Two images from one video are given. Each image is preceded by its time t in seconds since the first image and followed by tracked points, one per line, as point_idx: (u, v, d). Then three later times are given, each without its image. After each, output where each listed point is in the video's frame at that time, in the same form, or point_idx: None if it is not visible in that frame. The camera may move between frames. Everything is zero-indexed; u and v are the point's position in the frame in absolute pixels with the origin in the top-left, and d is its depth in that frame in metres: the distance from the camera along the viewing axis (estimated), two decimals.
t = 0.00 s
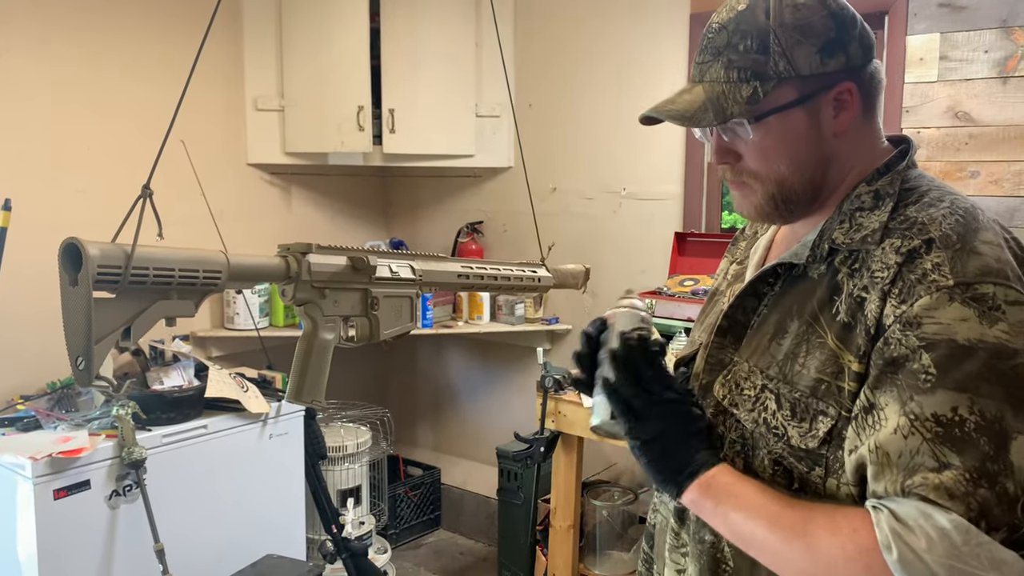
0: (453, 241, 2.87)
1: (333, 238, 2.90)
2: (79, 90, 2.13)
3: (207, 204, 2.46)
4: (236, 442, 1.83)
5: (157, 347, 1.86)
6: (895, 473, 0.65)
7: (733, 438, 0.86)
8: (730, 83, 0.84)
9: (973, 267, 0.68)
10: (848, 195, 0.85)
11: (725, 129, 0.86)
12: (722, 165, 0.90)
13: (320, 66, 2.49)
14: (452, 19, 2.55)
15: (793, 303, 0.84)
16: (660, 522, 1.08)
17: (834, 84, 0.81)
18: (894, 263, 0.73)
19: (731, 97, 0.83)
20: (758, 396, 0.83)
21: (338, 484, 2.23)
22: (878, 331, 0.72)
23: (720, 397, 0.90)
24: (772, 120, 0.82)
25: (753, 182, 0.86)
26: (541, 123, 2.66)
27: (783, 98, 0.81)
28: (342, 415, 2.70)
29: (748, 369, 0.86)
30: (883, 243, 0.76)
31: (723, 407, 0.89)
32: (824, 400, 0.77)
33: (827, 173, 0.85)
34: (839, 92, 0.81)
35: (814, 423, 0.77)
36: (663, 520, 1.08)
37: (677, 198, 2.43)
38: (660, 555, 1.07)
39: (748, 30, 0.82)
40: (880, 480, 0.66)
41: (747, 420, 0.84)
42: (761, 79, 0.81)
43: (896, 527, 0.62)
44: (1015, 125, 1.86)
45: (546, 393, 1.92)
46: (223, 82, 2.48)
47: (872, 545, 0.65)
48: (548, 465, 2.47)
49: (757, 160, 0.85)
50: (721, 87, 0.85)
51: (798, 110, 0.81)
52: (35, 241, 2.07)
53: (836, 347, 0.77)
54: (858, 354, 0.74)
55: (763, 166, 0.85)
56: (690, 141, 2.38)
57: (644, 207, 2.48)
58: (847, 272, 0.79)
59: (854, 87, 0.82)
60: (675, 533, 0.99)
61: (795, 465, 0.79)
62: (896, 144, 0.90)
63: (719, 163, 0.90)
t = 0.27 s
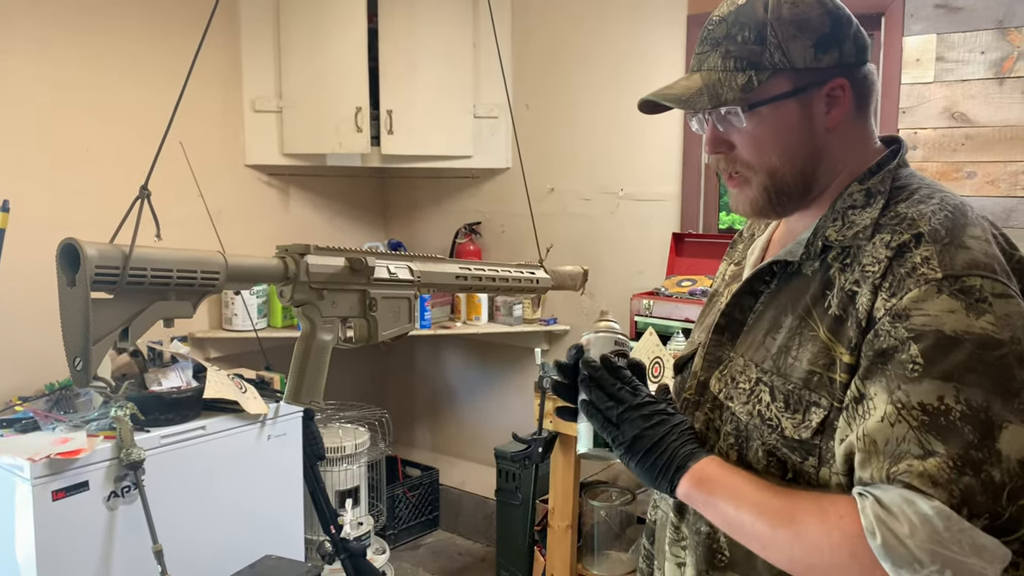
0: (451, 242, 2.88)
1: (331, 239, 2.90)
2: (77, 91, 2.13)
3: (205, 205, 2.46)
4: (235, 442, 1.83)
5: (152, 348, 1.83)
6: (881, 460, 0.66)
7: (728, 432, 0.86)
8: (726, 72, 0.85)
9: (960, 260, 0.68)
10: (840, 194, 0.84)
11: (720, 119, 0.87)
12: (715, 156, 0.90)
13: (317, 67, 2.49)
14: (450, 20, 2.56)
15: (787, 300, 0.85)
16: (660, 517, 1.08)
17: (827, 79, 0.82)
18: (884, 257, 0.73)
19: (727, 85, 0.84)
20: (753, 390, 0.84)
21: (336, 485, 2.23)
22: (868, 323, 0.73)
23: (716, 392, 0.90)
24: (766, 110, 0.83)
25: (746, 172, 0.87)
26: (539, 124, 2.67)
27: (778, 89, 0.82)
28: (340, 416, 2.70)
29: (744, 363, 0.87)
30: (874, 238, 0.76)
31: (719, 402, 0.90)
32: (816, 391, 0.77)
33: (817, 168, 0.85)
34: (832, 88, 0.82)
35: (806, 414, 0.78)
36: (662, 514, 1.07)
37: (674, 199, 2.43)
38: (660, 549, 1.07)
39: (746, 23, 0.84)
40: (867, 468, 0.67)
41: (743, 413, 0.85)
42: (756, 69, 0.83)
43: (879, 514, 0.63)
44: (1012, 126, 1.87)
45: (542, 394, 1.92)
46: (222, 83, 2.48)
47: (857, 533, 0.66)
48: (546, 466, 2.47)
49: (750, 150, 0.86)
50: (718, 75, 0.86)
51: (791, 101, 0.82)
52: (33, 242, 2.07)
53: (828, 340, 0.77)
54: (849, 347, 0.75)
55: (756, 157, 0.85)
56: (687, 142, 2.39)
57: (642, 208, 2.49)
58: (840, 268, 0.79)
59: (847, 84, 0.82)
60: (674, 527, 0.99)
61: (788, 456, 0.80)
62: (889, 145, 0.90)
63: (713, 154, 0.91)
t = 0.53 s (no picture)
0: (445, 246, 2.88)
1: (326, 244, 2.90)
2: (70, 96, 2.13)
3: (199, 210, 2.46)
4: (229, 447, 1.82)
5: (147, 354, 1.81)
6: (857, 448, 0.67)
7: (719, 430, 0.87)
8: (717, 76, 0.86)
9: (940, 257, 0.69)
10: (829, 196, 0.86)
11: (712, 121, 0.88)
12: (707, 157, 0.91)
13: (311, 72, 2.49)
14: (444, 24, 2.56)
15: (778, 301, 0.85)
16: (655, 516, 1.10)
17: (816, 85, 0.83)
18: (867, 256, 0.74)
19: (718, 88, 0.85)
20: (743, 387, 0.85)
21: (331, 489, 2.23)
22: (851, 319, 0.74)
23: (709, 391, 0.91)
24: (755, 113, 0.84)
25: (736, 174, 0.88)
26: (533, 128, 2.68)
27: (768, 93, 0.83)
28: (335, 420, 2.70)
29: (735, 363, 0.87)
30: (858, 238, 0.78)
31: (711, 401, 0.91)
32: (804, 387, 0.78)
33: (806, 170, 0.86)
34: (820, 93, 0.83)
35: (794, 411, 0.78)
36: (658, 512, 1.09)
37: (668, 202, 2.44)
38: (657, 547, 1.08)
39: (736, 28, 0.85)
40: (843, 455, 0.68)
41: (733, 411, 0.85)
42: (746, 73, 0.84)
43: (854, 498, 0.64)
44: (1003, 128, 1.89)
45: (538, 397, 1.92)
46: (215, 87, 2.48)
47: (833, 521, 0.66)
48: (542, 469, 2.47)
49: (741, 152, 0.87)
50: (710, 79, 0.86)
51: (780, 105, 0.83)
52: (26, 247, 2.07)
53: (815, 337, 0.78)
54: (834, 343, 0.75)
55: (746, 159, 0.86)
56: (681, 145, 2.40)
57: (636, 211, 2.50)
58: (826, 267, 0.80)
59: (835, 89, 0.83)
60: (670, 525, 1.01)
61: (777, 451, 0.80)
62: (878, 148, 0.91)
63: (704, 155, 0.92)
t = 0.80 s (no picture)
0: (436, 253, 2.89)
1: (317, 251, 2.90)
2: (61, 104, 2.13)
3: (190, 217, 2.46)
4: (221, 455, 1.82)
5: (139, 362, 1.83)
6: (773, 397, 0.69)
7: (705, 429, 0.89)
8: (699, 92, 0.86)
9: (900, 254, 0.71)
10: (812, 207, 0.87)
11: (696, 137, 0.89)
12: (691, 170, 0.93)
13: (303, 80, 2.50)
14: (434, 32, 2.58)
15: (759, 305, 0.88)
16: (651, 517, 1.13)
17: (795, 99, 0.84)
18: (834, 256, 0.77)
19: (700, 104, 0.86)
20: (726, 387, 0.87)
21: (322, 497, 2.23)
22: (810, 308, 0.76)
23: (699, 394, 0.93)
24: (737, 127, 0.85)
25: (720, 187, 0.90)
26: (524, 135, 2.69)
27: (748, 108, 0.84)
28: (327, 428, 2.70)
29: (721, 365, 0.90)
30: (831, 241, 0.80)
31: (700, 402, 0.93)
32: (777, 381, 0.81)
33: (787, 181, 0.88)
34: (799, 107, 0.84)
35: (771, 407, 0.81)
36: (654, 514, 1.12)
37: (658, 209, 2.46)
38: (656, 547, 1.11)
39: (716, 45, 0.85)
40: (757, 400, 0.71)
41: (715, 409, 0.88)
42: (727, 89, 0.84)
43: (751, 440, 0.67)
44: (987, 137, 1.92)
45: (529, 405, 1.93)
46: (206, 95, 2.49)
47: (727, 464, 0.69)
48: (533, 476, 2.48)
49: (724, 166, 0.88)
50: (693, 95, 0.87)
51: (761, 120, 0.84)
52: (16, 255, 2.07)
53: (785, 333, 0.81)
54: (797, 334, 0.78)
55: (730, 172, 0.88)
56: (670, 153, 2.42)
57: (626, 219, 2.52)
58: (799, 268, 0.83)
59: (814, 103, 0.84)
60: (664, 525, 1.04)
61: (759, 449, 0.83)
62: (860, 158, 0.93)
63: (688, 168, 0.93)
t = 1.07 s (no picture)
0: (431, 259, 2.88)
1: (311, 257, 2.89)
2: (55, 108, 2.12)
3: (184, 222, 2.45)
4: (213, 461, 1.80)
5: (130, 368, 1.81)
6: (748, 389, 0.69)
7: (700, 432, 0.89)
8: (696, 109, 0.86)
9: (882, 255, 0.71)
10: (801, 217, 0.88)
11: (695, 153, 0.88)
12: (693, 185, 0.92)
13: (298, 85, 2.49)
14: (431, 38, 2.58)
15: (752, 308, 0.88)
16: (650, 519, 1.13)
17: (789, 107, 0.83)
18: (820, 258, 0.77)
19: (697, 120, 0.85)
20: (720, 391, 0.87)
21: (316, 504, 2.21)
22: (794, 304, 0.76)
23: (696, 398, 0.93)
24: (735, 140, 0.84)
25: (723, 199, 0.90)
26: (520, 141, 2.69)
27: (744, 120, 0.83)
28: (320, 434, 2.68)
29: (715, 369, 0.90)
30: (820, 245, 0.79)
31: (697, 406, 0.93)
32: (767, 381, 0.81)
33: (787, 188, 0.88)
34: (793, 115, 0.84)
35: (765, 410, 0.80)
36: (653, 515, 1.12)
37: (654, 216, 2.46)
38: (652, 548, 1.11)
39: (707, 62, 0.84)
40: (735, 390, 0.71)
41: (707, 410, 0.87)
42: (723, 103, 0.83)
43: (714, 429, 0.67)
44: (983, 144, 1.93)
45: (524, 411, 1.92)
46: (201, 99, 2.48)
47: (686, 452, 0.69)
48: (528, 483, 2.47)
49: (725, 178, 0.88)
50: (689, 112, 0.86)
51: (757, 131, 0.84)
52: (9, 259, 2.05)
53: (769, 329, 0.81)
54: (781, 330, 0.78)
55: (731, 183, 0.88)
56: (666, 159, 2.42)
57: (622, 224, 2.51)
58: (788, 271, 0.83)
59: (808, 110, 0.84)
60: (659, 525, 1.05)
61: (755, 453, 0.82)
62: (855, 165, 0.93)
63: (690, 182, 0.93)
